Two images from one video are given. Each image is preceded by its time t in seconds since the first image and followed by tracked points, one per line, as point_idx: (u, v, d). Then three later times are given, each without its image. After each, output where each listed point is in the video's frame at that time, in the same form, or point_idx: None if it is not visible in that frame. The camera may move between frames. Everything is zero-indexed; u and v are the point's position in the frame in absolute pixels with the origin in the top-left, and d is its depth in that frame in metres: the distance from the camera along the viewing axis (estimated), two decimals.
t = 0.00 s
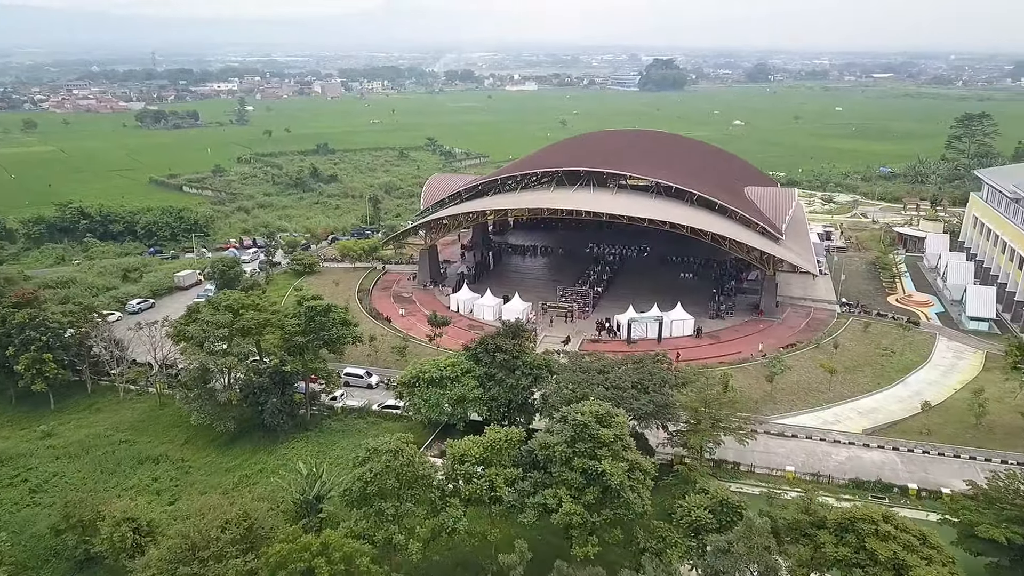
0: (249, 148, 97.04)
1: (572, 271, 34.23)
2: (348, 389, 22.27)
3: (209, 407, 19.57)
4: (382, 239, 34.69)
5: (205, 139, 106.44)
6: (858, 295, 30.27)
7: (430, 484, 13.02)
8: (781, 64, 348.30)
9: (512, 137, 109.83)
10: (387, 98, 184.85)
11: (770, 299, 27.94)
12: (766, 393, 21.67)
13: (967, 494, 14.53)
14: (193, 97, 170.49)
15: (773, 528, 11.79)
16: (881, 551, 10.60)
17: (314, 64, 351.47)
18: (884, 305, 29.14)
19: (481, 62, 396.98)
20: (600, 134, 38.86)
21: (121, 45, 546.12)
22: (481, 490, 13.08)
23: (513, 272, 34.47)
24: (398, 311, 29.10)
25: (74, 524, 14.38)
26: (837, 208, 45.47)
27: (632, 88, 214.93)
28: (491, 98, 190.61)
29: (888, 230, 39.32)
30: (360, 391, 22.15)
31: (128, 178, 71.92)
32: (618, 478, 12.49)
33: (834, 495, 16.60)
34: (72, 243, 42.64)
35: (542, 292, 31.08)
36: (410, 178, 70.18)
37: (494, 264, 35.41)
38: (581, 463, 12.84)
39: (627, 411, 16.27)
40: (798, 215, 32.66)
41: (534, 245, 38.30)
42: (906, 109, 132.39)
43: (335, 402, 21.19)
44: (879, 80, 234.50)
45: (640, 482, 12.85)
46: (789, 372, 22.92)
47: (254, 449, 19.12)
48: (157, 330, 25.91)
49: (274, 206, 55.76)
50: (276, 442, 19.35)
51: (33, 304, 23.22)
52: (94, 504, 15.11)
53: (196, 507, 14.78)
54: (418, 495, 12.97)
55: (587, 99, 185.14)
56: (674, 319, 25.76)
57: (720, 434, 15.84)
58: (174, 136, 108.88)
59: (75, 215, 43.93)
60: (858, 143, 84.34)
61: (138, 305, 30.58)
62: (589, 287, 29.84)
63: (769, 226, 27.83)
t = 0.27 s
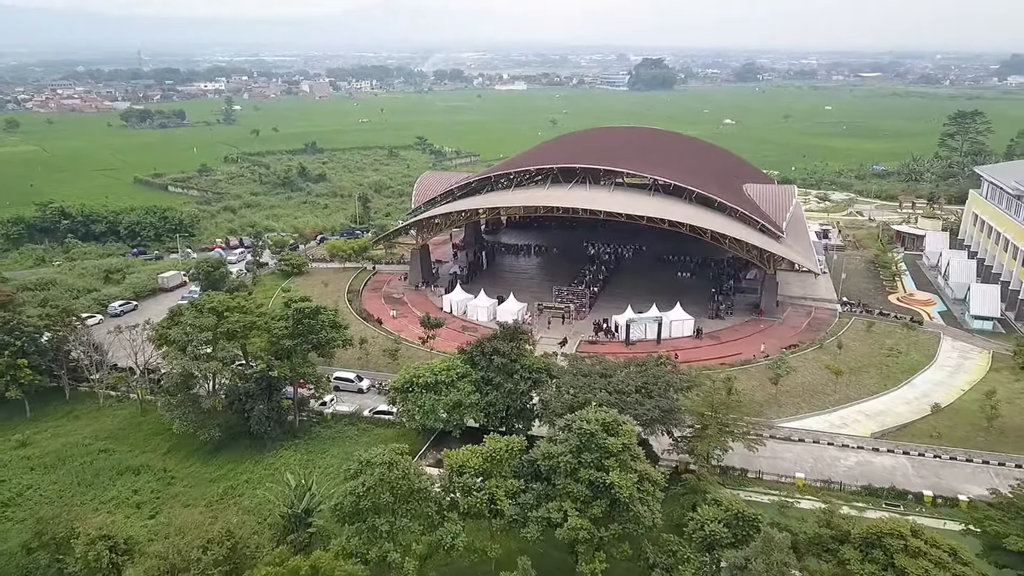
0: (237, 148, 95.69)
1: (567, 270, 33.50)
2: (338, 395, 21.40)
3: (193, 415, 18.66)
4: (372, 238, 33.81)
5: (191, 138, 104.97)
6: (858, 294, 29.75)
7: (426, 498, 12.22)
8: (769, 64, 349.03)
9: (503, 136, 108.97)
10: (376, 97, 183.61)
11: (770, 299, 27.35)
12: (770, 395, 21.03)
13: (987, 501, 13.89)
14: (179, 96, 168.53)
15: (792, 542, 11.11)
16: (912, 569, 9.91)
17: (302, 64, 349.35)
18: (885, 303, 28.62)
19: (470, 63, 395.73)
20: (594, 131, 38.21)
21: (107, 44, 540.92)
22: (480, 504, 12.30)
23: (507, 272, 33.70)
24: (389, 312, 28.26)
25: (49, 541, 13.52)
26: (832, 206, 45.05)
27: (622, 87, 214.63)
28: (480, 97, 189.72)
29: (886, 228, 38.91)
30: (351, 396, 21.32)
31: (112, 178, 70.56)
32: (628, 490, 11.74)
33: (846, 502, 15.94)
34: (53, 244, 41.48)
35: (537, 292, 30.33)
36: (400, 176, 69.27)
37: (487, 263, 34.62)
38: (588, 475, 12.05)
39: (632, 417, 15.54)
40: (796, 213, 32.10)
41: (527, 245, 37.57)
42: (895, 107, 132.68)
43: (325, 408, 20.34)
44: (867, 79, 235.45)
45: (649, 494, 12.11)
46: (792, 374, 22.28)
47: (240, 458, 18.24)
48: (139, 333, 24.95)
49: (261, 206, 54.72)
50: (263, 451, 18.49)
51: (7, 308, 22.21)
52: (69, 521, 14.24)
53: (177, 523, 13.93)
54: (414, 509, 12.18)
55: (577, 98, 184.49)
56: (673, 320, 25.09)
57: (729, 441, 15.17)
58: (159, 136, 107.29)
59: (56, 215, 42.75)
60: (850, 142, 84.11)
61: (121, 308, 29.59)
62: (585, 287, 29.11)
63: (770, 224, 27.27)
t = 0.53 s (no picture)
0: (229, 147, 94.51)
1: (566, 270, 32.75)
2: (332, 400, 20.61)
3: (180, 423, 17.82)
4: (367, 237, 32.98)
5: (183, 137, 103.77)
6: (865, 294, 29.12)
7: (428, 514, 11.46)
8: (764, 63, 348.83)
9: (498, 135, 108.06)
10: (369, 97, 182.32)
11: (776, 299, 26.69)
12: (780, 399, 20.32)
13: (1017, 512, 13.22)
14: (171, 96, 166.95)
15: (820, 562, 10.39)
16: None
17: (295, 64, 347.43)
18: (892, 304, 28.00)
19: (464, 63, 394.35)
20: (593, 129, 37.52)
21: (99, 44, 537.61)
22: (485, 520, 11.52)
23: (505, 272, 32.92)
24: (385, 314, 27.45)
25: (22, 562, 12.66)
26: (834, 204, 44.46)
27: (617, 87, 213.91)
28: (475, 97, 188.68)
29: (888, 226, 38.34)
30: (345, 402, 20.52)
31: (101, 177, 69.38)
32: (643, 506, 11.00)
33: (866, 513, 15.24)
34: (39, 244, 40.47)
35: (537, 292, 29.57)
36: (395, 176, 68.39)
37: (485, 264, 33.83)
38: (600, 489, 11.30)
39: (642, 424, 14.80)
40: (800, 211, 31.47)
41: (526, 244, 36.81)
42: (891, 107, 132.33)
43: (319, 415, 19.54)
44: (861, 79, 235.45)
45: (665, 508, 11.37)
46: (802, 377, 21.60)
47: (229, 468, 17.42)
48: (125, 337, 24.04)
49: (253, 205, 53.76)
50: (254, 460, 17.68)
51: None
52: (46, 538, 13.38)
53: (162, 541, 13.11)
54: (415, 527, 11.40)
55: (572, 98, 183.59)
56: (678, 321, 24.36)
57: (743, 449, 14.47)
58: (150, 135, 105.95)
59: (41, 214, 41.72)
60: (846, 141, 83.76)
61: (107, 310, 28.68)
62: (586, 287, 28.37)
63: (775, 223, 26.62)
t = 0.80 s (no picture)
0: (226, 146, 93.72)
1: (569, 271, 32.09)
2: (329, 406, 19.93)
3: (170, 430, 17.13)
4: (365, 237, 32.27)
5: (180, 137, 103.02)
6: (874, 294, 28.48)
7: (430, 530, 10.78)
8: (762, 63, 348.36)
9: (497, 135, 107.37)
10: (367, 96, 181.53)
11: (785, 300, 26.04)
12: (792, 404, 19.67)
13: None
14: (168, 96, 166.02)
15: None
16: None
17: (293, 64, 346.33)
18: (902, 304, 27.36)
19: (461, 63, 393.34)
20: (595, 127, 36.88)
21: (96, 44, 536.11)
22: (492, 536, 10.83)
23: (506, 272, 32.24)
24: (383, 316, 26.77)
25: None
26: (838, 204, 43.86)
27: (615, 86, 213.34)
28: (473, 97, 187.90)
29: (895, 225, 37.74)
30: (342, 407, 19.83)
31: (96, 176, 68.60)
32: (661, 522, 10.35)
33: (888, 524, 14.63)
34: (30, 244, 39.72)
35: (539, 293, 28.90)
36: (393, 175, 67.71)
37: (485, 264, 33.16)
38: (614, 504, 10.66)
39: (654, 432, 14.14)
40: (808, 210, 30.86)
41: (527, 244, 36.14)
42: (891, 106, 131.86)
43: (315, 420, 18.87)
44: (860, 78, 235.16)
45: (683, 525, 10.72)
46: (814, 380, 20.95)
47: (222, 477, 16.74)
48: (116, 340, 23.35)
49: (249, 205, 53.03)
50: (247, 469, 17.01)
51: None
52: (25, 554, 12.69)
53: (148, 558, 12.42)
54: (416, 544, 10.74)
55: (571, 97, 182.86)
56: (685, 322, 23.76)
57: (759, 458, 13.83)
58: (146, 135, 105.11)
59: (33, 214, 40.98)
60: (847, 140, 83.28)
61: (98, 312, 27.99)
62: (590, 288, 27.71)
63: (784, 222, 25.98)
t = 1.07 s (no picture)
0: (221, 146, 92.75)
1: (571, 271, 31.35)
2: (325, 412, 19.17)
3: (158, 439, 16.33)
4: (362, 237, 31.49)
5: (176, 136, 102.07)
6: (885, 295, 27.76)
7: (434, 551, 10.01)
8: (760, 63, 347.67)
9: (496, 134, 106.57)
10: (364, 96, 180.47)
11: (795, 301, 25.31)
12: (807, 409, 18.94)
13: None
14: (164, 96, 164.86)
15: None
16: None
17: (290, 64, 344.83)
18: (914, 306, 26.65)
19: (459, 63, 392.19)
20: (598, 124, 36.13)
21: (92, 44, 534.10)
22: (499, 556, 10.08)
23: (506, 273, 31.47)
24: (381, 318, 25.99)
25: None
26: (843, 203, 43.17)
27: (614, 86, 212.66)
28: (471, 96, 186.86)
29: (902, 225, 37.06)
30: (339, 414, 19.06)
31: (89, 176, 67.64)
32: (683, 543, 9.62)
33: (912, 538, 13.93)
34: (19, 245, 38.84)
35: (541, 294, 28.14)
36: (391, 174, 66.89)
37: (486, 264, 32.40)
38: (632, 523, 9.92)
39: (668, 442, 13.40)
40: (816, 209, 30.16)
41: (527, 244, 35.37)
42: (891, 105, 131.36)
43: (311, 428, 18.09)
44: (859, 78, 234.78)
45: (706, 545, 9.99)
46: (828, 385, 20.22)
47: (212, 489, 15.96)
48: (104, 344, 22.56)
49: (245, 205, 52.18)
50: (239, 479, 16.22)
51: None
52: None
53: None
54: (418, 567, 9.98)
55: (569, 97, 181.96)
56: (692, 325, 23.04)
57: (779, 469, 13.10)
58: (141, 134, 104.09)
59: (23, 214, 40.11)
60: (848, 139, 82.68)
61: (87, 314, 27.18)
62: (594, 289, 26.96)
63: (795, 221, 25.26)
